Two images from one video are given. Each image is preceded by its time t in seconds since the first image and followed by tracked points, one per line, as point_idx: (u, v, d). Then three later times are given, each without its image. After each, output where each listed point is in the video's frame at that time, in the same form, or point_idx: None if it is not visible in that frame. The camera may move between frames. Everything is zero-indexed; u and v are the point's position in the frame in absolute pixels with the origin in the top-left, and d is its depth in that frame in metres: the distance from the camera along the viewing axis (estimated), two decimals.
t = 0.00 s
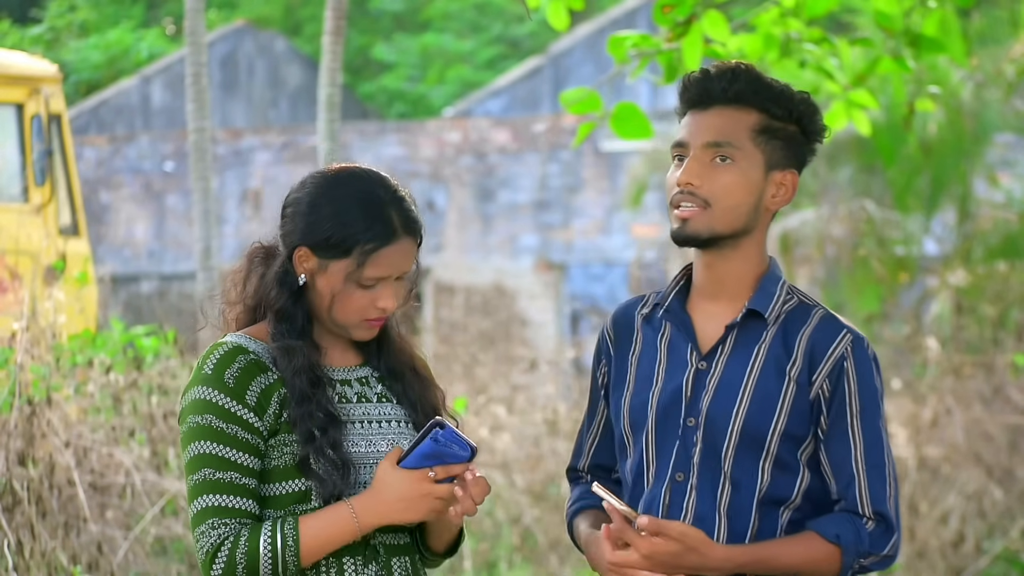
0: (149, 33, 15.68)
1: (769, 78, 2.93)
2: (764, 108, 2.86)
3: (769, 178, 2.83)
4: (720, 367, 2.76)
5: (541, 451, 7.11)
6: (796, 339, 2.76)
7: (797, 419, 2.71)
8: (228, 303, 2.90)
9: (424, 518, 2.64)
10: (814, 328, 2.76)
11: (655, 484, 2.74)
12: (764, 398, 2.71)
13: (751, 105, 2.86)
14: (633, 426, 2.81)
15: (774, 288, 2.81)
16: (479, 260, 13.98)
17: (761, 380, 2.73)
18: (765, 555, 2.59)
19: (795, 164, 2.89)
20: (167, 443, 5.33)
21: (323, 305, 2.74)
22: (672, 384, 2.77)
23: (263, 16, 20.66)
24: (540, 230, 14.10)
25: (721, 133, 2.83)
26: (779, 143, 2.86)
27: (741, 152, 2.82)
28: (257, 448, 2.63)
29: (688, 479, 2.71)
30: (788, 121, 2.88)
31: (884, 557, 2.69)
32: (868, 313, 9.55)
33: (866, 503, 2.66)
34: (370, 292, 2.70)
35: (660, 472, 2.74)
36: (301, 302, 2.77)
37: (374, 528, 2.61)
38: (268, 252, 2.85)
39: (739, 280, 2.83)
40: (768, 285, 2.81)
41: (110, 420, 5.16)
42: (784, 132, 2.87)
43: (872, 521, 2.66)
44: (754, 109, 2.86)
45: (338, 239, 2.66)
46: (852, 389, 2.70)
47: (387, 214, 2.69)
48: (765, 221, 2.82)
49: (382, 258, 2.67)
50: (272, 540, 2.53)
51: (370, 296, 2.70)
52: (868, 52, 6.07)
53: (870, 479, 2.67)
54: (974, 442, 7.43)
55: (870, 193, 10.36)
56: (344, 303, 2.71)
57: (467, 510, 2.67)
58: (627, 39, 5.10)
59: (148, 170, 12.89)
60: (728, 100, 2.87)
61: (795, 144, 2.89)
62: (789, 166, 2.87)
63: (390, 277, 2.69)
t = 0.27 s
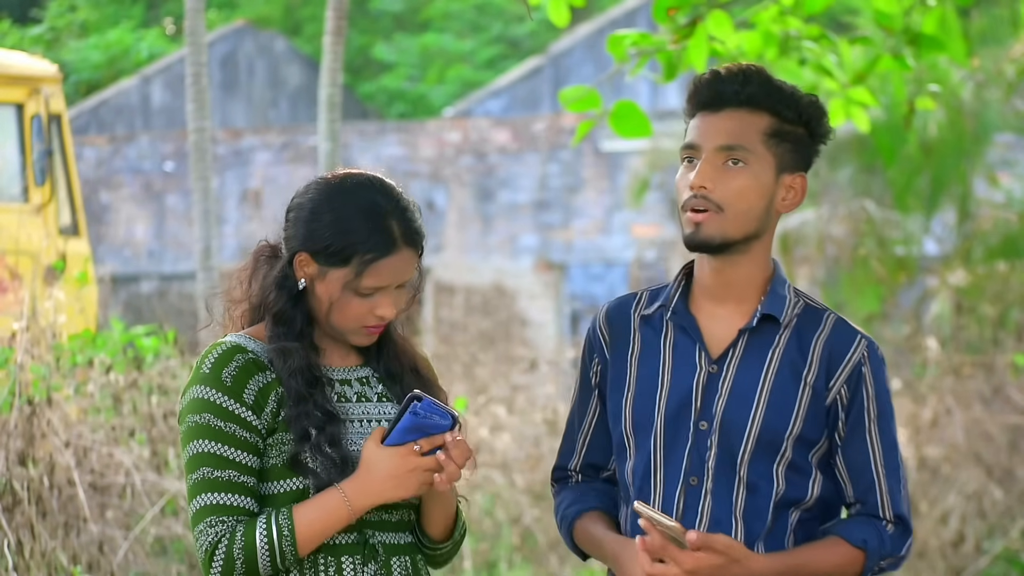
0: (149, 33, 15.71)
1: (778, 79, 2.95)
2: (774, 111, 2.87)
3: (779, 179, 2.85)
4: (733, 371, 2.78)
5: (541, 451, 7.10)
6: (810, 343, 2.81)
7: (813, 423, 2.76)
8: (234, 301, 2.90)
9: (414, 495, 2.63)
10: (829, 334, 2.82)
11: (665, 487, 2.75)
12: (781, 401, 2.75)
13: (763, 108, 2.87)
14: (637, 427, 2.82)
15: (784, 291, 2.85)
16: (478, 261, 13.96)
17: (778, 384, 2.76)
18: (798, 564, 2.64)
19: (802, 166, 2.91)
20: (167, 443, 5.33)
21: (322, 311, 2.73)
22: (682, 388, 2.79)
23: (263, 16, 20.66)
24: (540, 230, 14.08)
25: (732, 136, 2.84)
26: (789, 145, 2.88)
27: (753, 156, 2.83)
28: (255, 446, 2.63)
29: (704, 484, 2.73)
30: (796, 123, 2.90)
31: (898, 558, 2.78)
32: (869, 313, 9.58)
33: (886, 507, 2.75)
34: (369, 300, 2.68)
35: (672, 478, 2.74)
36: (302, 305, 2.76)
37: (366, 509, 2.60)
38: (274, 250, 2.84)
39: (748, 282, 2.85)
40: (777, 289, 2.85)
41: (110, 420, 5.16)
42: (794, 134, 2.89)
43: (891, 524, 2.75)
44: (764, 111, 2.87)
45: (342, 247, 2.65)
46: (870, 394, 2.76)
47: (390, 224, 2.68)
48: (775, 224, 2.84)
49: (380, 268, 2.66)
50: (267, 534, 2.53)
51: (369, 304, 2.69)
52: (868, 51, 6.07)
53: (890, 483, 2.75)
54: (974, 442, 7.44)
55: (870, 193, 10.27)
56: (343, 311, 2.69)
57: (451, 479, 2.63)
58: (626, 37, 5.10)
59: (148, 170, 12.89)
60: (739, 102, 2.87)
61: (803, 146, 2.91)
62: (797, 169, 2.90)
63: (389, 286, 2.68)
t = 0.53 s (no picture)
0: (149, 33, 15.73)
1: (770, 80, 2.95)
2: (770, 113, 2.87)
3: (780, 181, 2.86)
4: (736, 373, 2.80)
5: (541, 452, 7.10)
6: (814, 346, 2.82)
7: (817, 424, 2.78)
8: (240, 299, 2.91)
9: (408, 480, 2.64)
10: (832, 335, 2.84)
11: (671, 490, 2.76)
12: (786, 403, 2.77)
13: (759, 111, 2.87)
14: (639, 430, 2.83)
15: (784, 293, 2.86)
16: (478, 260, 14.00)
17: (782, 387, 2.78)
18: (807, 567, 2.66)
19: (800, 166, 2.91)
20: (167, 444, 5.34)
21: (321, 313, 2.73)
22: (686, 390, 2.80)
23: (263, 16, 20.66)
24: (540, 230, 14.09)
25: (733, 142, 2.83)
26: (786, 146, 2.88)
27: (752, 161, 2.83)
28: (254, 445, 2.64)
29: (708, 486, 2.74)
30: (792, 124, 2.90)
31: (900, 557, 2.81)
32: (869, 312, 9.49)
33: (889, 506, 2.78)
34: (366, 304, 2.68)
35: (677, 484, 2.76)
36: (301, 307, 2.76)
37: (361, 498, 2.60)
38: (279, 249, 2.84)
39: (749, 284, 2.86)
40: (779, 290, 2.87)
41: (110, 420, 5.16)
42: (791, 135, 2.89)
43: (893, 523, 2.78)
44: (760, 114, 2.87)
45: (344, 254, 2.65)
46: (873, 395, 2.79)
47: (386, 230, 2.67)
48: (775, 226, 2.85)
49: (380, 275, 2.65)
50: (264, 530, 2.53)
51: (368, 307, 2.68)
52: (869, 50, 6.06)
53: (893, 484, 2.78)
54: (974, 442, 7.44)
55: (870, 193, 10.27)
56: (343, 315, 2.69)
57: (441, 461, 2.64)
58: (626, 35, 5.09)
59: (148, 170, 12.89)
60: (736, 106, 2.87)
61: (799, 147, 2.92)
62: (794, 169, 2.90)
63: (388, 291, 2.67)
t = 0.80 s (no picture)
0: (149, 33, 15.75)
1: (758, 77, 2.95)
2: (756, 110, 2.88)
3: (766, 178, 2.85)
4: (727, 372, 2.79)
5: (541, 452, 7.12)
6: (803, 345, 2.81)
7: (808, 424, 2.77)
8: (241, 298, 2.91)
9: (406, 478, 2.64)
10: (822, 334, 2.82)
11: (663, 490, 2.78)
12: (776, 403, 2.76)
13: (743, 107, 2.88)
14: (636, 430, 2.84)
15: (777, 291, 2.85)
16: (478, 260, 14.01)
17: (771, 386, 2.77)
18: (791, 566, 2.65)
19: (790, 164, 2.91)
20: (167, 443, 5.35)
21: (319, 313, 2.72)
22: (678, 390, 2.80)
23: (263, 16, 20.66)
24: (540, 230, 14.10)
25: (716, 138, 2.84)
26: (773, 143, 2.88)
27: (736, 158, 2.83)
28: (254, 445, 2.64)
29: (699, 487, 2.75)
30: (783, 122, 2.90)
31: (899, 557, 2.77)
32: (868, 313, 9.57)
33: (883, 505, 2.74)
34: (364, 306, 2.67)
35: (669, 482, 2.77)
36: (300, 307, 2.76)
37: (360, 497, 2.60)
38: (280, 248, 2.85)
39: (741, 283, 2.85)
40: (771, 288, 2.85)
41: (110, 420, 5.16)
42: (778, 131, 2.89)
43: (889, 522, 2.74)
44: (745, 111, 2.87)
45: (337, 252, 2.65)
46: (863, 393, 2.76)
47: (385, 229, 2.67)
48: (764, 224, 2.84)
49: (377, 275, 2.65)
50: (262, 528, 2.53)
51: (366, 308, 2.68)
52: (868, 50, 6.05)
53: (886, 482, 2.74)
54: (974, 442, 7.43)
55: (870, 193, 10.28)
56: (341, 315, 2.69)
57: (437, 459, 2.64)
58: (626, 34, 5.10)
59: (148, 170, 12.90)
60: (719, 103, 2.88)
61: (790, 146, 2.92)
62: (783, 166, 2.89)
63: (387, 293, 2.67)
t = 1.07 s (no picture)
0: (149, 33, 15.76)
1: (736, 75, 2.95)
2: (726, 111, 2.88)
3: (736, 182, 2.85)
4: (715, 369, 2.80)
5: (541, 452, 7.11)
6: (787, 340, 2.78)
7: (790, 421, 2.74)
8: (237, 298, 2.91)
9: (402, 476, 2.65)
10: (806, 329, 2.79)
11: (652, 487, 2.80)
12: (757, 400, 2.74)
13: (714, 109, 2.88)
14: (632, 428, 2.86)
15: (768, 290, 2.85)
16: (478, 260, 13.99)
17: (754, 383, 2.76)
18: (753, 558, 2.63)
19: (767, 166, 2.89)
20: (167, 443, 5.35)
21: (316, 314, 2.73)
22: (669, 388, 2.82)
23: (263, 16, 20.66)
24: (540, 230, 14.10)
25: (682, 142, 2.86)
26: (744, 145, 2.87)
27: (704, 160, 2.85)
28: (251, 445, 2.64)
29: (685, 483, 2.76)
30: (766, 123, 2.90)
31: (876, 558, 2.70)
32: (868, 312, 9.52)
33: (856, 504, 2.68)
34: (362, 307, 2.68)
35: (657, 478, 2.80)
36: (297, 308, 2.76)
37: (357, 496, 2.60)
38: (275, 248, 2.84)
39: (731, 281, 2.87)
40: (762, 288, 2.85)
41: (110, 420, 5.16)
42: (752, 133, 2.89)
43: (862, 522, 2.68)
44: (718, 114, 2.88)
45: (325, 255, 2.65)
46: (841, 389, 2.72)
47: (379, 229, 2.67)
48: (739, 224, 2.84)
49: (372, 278, 2.65)
50: (260, 530, 2.53)
51: (362, 309, 2.69)
52: (868, 50, 6.05)
53: (861, 480, 2.69)
54: (974, 442, 7.43)
55: (870, 193, 10.39)
56: (337, 316, 2.69)
57: (433, 457, 2.65)
58: (627, 35, 5.09)
59: (148, 170, 12.90)
60: (691, 106, 2.90)
61: (774, 148, 2.91)
62: (758, 167, 2.88)
63: (382, 293, 2.67)
